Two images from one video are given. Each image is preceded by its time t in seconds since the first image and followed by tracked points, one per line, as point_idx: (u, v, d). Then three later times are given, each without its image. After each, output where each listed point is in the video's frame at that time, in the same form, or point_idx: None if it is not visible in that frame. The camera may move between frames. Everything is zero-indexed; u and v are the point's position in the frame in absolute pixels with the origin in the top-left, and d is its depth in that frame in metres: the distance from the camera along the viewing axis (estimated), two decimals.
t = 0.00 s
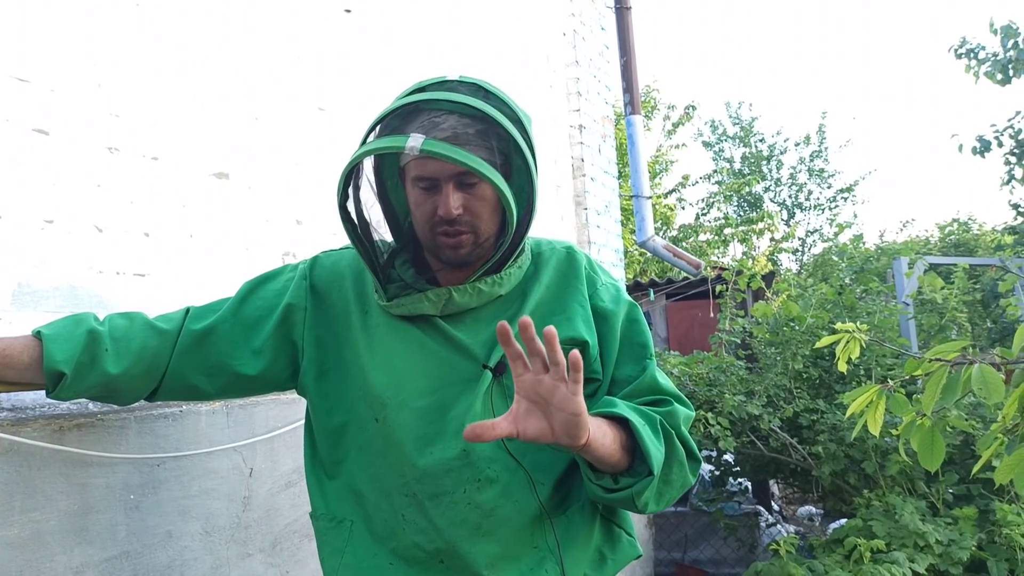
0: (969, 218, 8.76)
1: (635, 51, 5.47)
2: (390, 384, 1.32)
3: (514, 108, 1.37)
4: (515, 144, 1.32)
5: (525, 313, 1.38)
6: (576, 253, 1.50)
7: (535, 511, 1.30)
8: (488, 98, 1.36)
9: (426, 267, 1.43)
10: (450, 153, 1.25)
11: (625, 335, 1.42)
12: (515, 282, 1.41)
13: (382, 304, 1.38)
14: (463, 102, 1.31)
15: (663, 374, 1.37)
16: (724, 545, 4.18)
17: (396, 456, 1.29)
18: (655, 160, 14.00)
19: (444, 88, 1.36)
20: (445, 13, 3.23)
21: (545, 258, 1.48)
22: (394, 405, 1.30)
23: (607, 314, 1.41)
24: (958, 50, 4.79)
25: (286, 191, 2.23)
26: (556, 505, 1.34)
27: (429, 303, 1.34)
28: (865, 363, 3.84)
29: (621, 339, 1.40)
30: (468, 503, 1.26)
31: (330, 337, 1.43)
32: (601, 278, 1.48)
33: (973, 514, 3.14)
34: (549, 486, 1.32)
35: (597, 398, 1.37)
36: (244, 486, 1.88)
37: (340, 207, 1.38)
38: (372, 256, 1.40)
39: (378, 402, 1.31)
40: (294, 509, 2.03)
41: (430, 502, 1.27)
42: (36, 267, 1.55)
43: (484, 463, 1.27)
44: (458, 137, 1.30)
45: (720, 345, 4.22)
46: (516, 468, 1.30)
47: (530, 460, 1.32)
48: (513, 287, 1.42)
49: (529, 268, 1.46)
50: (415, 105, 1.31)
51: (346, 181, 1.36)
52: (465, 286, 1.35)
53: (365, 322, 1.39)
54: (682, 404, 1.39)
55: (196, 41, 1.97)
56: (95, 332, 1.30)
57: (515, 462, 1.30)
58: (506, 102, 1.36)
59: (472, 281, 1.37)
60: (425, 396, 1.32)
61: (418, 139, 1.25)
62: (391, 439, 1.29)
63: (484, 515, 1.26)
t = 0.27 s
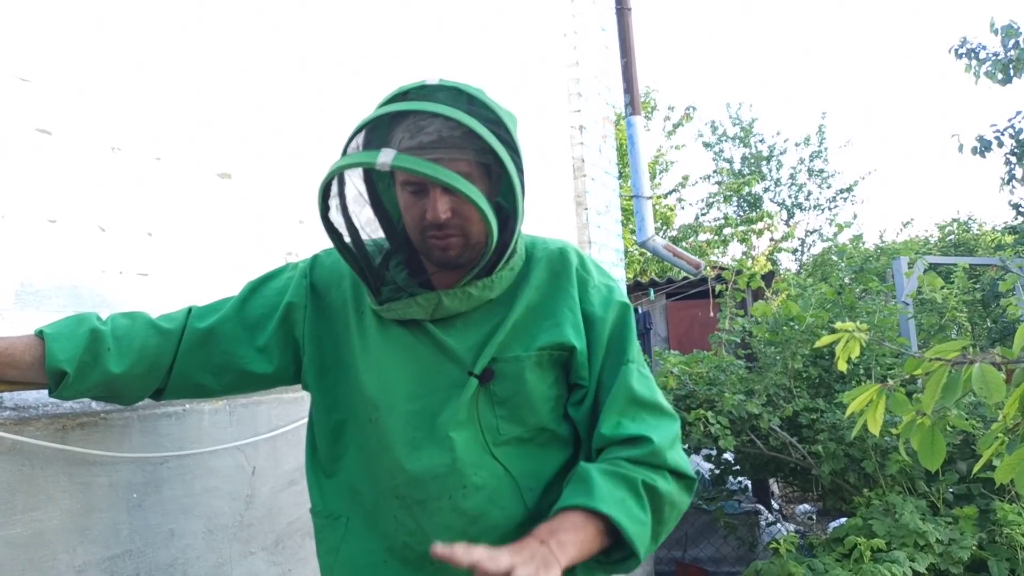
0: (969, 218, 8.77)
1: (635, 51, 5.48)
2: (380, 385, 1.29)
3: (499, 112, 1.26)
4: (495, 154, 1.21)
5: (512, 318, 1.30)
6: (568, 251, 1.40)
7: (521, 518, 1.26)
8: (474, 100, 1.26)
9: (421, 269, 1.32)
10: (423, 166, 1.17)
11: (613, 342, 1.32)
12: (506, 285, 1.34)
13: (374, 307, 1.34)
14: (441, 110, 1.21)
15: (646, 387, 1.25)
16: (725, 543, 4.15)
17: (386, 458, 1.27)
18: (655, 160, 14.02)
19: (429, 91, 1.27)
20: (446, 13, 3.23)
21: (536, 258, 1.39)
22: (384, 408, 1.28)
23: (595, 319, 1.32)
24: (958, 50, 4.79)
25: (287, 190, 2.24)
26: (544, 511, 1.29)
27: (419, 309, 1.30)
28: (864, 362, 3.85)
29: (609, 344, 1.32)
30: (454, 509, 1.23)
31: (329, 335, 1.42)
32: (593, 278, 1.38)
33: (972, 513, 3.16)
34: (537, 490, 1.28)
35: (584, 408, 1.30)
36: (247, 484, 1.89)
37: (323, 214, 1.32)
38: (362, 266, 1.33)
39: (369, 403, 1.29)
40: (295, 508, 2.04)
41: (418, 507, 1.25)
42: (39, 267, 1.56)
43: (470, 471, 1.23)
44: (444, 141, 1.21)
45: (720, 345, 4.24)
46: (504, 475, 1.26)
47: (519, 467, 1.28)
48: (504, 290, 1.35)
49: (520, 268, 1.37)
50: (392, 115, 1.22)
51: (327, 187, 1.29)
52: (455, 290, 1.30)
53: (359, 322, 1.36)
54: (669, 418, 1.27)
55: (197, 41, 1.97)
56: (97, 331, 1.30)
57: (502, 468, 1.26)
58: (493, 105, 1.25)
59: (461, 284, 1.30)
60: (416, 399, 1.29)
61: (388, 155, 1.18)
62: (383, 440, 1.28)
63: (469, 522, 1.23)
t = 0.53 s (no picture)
0: (972, 219, 8.75)
1: (637, 53, 5.48)
2: (374, 392, 1.29)
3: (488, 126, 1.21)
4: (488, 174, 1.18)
5: (503, 329, 1.28)
6: (564, 256, 1.35)
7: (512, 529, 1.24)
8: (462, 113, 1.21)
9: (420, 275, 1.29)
10: (407, 200, 1.14)
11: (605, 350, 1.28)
12: (501, 293, 1.31)
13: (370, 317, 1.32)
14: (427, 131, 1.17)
15: (629, 398, 1.21)
16: (727, 547, 4.12)
17: (381, 463, 1.28)
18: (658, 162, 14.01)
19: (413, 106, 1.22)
20: (448, 15, 3.23)
21: (531, 264, 1.35)
22: (378, 416, 1.28)
23: (587, 327, 1.28)
24: (961, 51, 4.78)
25: (289, 192, 2.24)
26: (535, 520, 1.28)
27: (413, 318, 1.28)
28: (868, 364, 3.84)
29: (599, 351, 1.28)
30: (443, 519, 1.22)
31: (330, 336, 1.43)
32: (587, 284, 1.34)
33: (977, 516, 3.14)
34: (529, 502, 1.26)
35: (573, 418, 1.27)
36: (249, 487, 1.88)
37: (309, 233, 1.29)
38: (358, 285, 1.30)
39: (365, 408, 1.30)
40: (298, 511, 2.04)
41: (408, 515, 1.25)
42: (43, 268, 1.56)
43: (460, 481, 1.22)
44: (434, 159, 1.18)
45: (724, 347, 4.23)
46: (494, 485, 1.25)
47: (511, 477, 1.26)
48: (498, 299, 1.32)
49: (516, 276, 1.34)
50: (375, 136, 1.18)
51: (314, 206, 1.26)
52: (449, 299, 1.27)
53: (358, 330, 1.36)
54: (657, 430, 1.23)
55: (200, 43, 1.97)
56: (99, 333, 1.30)
57: (493, 477, 1.25)
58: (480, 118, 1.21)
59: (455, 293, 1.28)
60: (409, 408, 1.28)
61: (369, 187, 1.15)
62: (377, 446, 1.28)
63: (459, 532, 1.22)
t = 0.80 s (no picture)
0: (971, 219, 8.76)
1: (637, 52, 5.48)
2: (371, 393, 1.30)
3: (478, 144, 1.19)
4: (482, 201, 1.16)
5: (501, 333, 1.28)
6: (563, 257, 1.34)
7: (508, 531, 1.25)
8: (456, 137, 1.19)
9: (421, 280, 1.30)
10: (401, 241, 1.14)
11: (604, 352, 1.28)
12: (500, 297, 1.31)
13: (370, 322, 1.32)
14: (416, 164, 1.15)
15: (630, 399, 1.21)
16: (726, 546, 4.16)
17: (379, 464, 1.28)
18: (657, 161, 14.01)
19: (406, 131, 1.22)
20: (448, 14, 3.23)
21: (529, 266, 1.35)
22: (376, 417, 1.29)
23: (586, 327, 1.28)
24: (961, 50, 4.78)
25: (290, 191, 2.24)
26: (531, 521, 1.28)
27: (411, 324, 1.28)
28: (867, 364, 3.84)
29: (599, 353, 1.28)
30: (439, 521, 1.22)
31: (330, 335, 1.43)
32: (586, 287, 1.33)
33: (975, 516, 3.15)
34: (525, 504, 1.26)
35: (572, 419, 1.27)
36: (249, 485, 1.89)
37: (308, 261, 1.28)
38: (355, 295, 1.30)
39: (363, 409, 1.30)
40: (297, 509, 2.04)
41: (403, 517, 1.25)
42: (43, 266, 1.56)
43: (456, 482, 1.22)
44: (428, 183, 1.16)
45: (723, 346, 4.24)
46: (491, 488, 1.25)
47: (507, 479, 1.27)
48: (496, 304, 1.31)
49: (515, 279, 1.33)
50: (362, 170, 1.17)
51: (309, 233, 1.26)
52: (447, 304, 1.26)
53: (357, 331, 1.36)
54: (659, 427, 1.24)
55: (200, 41, 1.97)
56: (99, 330, 1.31)
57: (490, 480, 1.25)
58: (472, 139, 1.18)
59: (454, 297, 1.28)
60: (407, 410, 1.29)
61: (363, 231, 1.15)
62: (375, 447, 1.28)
63: (455, 534, 1.22)
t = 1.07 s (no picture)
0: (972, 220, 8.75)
1: (638, 53, 5.48)
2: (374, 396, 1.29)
3: (482, 154, 1.19)
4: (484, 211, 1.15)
5: (505, 336, 1.28)
6: (567, 260, 1.34)
7: (512, 534, 1.25)
8: (458, 146, 1.20)
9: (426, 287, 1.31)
10: (404, 256, 1.13)
11: (611, 354, 1.28)
12: (503, 301, 1.31)
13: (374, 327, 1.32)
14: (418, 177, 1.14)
15: (641, 400, 1.21)
16: (727, 547, 4.17)
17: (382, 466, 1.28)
18: (659, 161, 14.00)
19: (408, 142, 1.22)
20: (449, 14, 3.23)
21: (533, 269, 1.34)
22: (380, 419, 1.29)
23: (592, 329, 1.28)
24: (962, 50, 4.78)
25: (292, 192, 2.24)
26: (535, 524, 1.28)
27: (414, 327, 1.28)
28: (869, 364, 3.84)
29: (606, 356, 1.28)
30: (444, 524, 1.22)
31: (331, 337, 1.43)
32: (590, 289, 1.33)
33: (977, 516, 3.15)
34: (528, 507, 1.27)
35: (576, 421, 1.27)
36: (251, 486, 1.89)
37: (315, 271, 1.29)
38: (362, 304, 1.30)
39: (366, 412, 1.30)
40: (299, 509, 2.04)
41: (407, 520, 1.24)
42: (46, 266, 1.56)
43: (461, 486, 1.22)
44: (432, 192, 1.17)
45: (724, 347, 4.24)
46: (495, 490, 1.25)
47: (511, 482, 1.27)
48: (499, 308, 1.31)
49: (518, 283, 1.32)
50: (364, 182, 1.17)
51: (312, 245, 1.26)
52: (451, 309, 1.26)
53: (360, 333, 1.36)
54: (668, 426, 1.24)
55: (202, 42, 1.97)
56: (102, 332, 1.31)
57: (494, 483, 1.25)
58: (475, 149, 1.19)
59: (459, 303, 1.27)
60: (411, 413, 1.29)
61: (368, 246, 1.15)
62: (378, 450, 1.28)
63: (459, 537, 1.22)
